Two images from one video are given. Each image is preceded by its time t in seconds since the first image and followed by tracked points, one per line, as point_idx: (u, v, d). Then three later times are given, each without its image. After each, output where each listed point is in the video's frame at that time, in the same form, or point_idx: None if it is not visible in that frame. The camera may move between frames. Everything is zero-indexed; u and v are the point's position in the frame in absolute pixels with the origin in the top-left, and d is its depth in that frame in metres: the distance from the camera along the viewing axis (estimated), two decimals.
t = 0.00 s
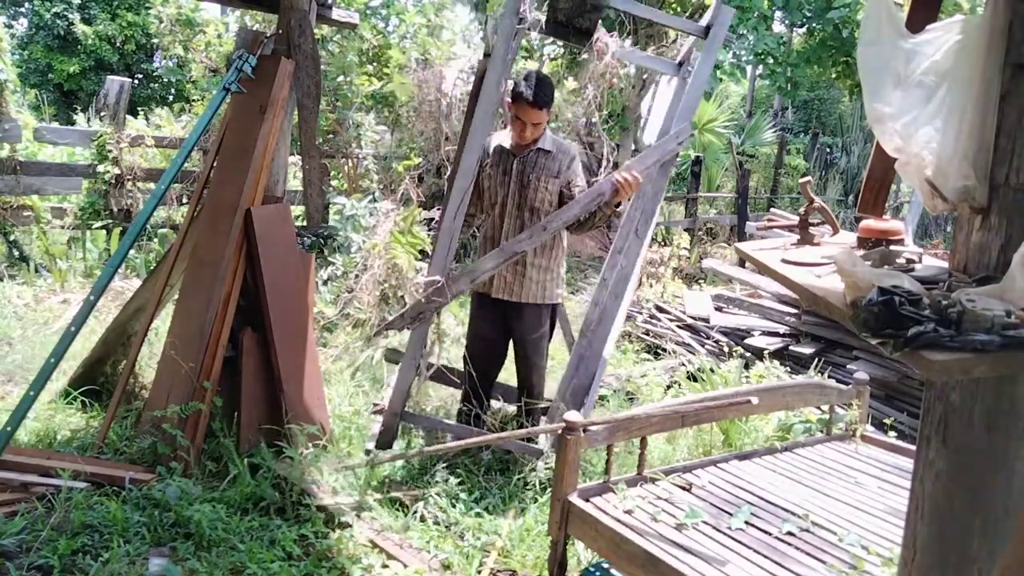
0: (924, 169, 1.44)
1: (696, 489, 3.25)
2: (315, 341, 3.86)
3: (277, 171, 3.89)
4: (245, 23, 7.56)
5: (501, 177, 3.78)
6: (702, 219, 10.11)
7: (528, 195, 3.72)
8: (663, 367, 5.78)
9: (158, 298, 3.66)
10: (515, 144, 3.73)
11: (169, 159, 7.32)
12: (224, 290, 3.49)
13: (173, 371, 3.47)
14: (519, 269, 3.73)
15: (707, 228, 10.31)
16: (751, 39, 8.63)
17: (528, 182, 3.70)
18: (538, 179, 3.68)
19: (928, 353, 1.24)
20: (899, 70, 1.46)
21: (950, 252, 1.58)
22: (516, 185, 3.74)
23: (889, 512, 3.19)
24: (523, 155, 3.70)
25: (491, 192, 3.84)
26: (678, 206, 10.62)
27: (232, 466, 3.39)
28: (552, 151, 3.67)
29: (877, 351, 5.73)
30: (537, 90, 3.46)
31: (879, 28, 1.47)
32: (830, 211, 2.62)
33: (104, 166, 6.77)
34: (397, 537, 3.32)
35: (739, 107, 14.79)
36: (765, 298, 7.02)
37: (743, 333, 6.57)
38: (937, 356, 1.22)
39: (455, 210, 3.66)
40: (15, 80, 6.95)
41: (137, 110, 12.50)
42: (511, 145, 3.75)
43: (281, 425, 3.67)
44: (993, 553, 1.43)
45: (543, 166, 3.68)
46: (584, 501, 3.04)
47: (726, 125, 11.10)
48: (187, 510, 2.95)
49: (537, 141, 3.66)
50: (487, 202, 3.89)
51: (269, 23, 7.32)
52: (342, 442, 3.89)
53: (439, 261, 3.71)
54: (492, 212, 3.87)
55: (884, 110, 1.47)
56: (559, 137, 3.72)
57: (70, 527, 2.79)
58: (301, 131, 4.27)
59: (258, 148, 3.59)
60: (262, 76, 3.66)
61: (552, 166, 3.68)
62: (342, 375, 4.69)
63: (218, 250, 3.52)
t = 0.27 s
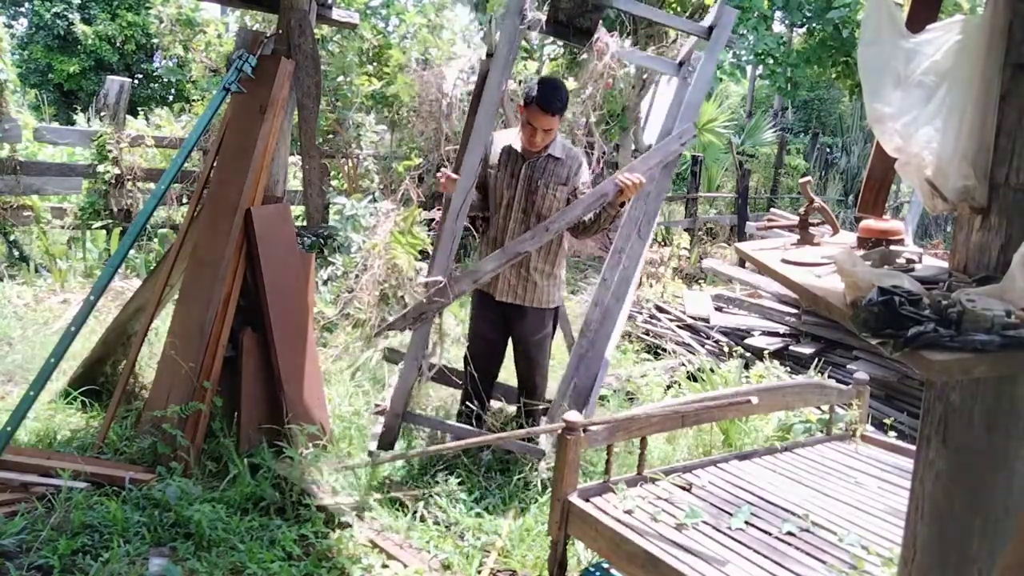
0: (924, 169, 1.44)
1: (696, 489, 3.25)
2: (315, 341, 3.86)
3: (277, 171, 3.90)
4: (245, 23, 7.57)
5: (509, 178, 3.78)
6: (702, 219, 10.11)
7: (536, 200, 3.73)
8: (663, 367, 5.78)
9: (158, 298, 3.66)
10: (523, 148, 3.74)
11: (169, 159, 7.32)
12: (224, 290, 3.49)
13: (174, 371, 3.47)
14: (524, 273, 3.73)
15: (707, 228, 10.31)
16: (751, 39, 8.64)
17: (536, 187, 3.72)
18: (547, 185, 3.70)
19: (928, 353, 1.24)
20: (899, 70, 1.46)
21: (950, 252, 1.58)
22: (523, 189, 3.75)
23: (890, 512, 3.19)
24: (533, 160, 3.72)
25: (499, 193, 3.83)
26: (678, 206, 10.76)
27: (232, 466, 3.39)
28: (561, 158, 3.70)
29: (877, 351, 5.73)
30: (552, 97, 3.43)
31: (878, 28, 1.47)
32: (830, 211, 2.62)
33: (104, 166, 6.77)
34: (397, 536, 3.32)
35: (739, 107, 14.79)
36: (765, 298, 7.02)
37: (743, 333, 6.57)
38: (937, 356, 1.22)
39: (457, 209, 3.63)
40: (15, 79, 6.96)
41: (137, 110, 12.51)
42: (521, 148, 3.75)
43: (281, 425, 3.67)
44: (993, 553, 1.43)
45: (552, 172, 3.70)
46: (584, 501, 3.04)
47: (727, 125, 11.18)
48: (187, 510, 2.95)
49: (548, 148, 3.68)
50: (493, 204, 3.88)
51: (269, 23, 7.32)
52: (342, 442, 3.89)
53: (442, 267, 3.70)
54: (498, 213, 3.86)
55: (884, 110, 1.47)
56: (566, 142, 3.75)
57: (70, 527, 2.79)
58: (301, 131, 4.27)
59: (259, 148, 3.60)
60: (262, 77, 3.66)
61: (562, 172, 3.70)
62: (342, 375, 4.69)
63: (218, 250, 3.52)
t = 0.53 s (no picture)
0: (924, 169, 1.44)
1: (696, 489, 3.25)
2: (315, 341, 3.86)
3: (277, 171, 3.90)
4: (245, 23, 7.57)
5: (533, 180, 3.72)
6: (702, 219, 10.12)
7: (561, 200, 3.74)
8: (663, 367, 5.78)
9: (157, 298, 3.66)
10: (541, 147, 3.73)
11: (169, 159, 7.32)
12: (224, 290, 3.49)
13: (174, 371, 3.47)
14: (553, 274, 3.76)
15: (707, 228, 10.31)
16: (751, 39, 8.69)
17: (561, 187, 3.72)
18: (572, 186, 3.72)
19: (928, 353, 1.24)
20: (899, 70, 1.45)
21: (950, 252, 1.58)
22: (548, 191, 3.72)
23: (889, 512, 3.19)
24: (556, 162, 3.71)
25: (520, 196, 3.77)
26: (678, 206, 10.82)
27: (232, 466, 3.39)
28: (581, 158, 3.74)
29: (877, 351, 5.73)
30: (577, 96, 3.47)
31: (879, 27, 1.47)
32: (830, 211, 2.62)
33: (104, 166, 6.77)
34: (397, 536, 3.32)
35: (739, 107, 14.79)
36: (765, 298, 7.02)
37: (743, 333, 6.57)
38: (937, 356, 1.22)
39: (463, 209, 3.62)
40: (15, 79, 6.96)
41: (137, 110, 12.51)
42: (539, 147, 3.72)
43: (281, 425, 3.66)
44: (993, 553, 1.43)
45: (575, 172, 3.73)
46: (584, 501, 3.04)
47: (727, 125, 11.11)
48: (187, 510, 2.95)
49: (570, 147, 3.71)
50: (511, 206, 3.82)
51: (269, 23, 7.32)
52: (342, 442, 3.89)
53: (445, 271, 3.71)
54: (517, 214, 3.81)
55: (884, 110, 1.46)
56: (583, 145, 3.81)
57: (69, 527, 2.80)
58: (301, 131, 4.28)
59: (259, 148, 3.59)
60: (262, 77, 3.66)
61: (583, 172, 3.74)
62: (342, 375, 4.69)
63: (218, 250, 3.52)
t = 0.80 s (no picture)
0: (924, 169, 1.45)
1: (696, 489, 3.24)
2: (315, 340, 3.86)
3: (277, 171, 3.90)
4: (245, 23, 7.56)
5: (540, 176, 3.71)
6: (701, 219, 10.11)
7: (567, 195, 3.76)
8: (663, 367, 5.78)
9: (157, 298, 3.66)
10: (545, 142, 3.73)
11: (169, 158, 7.32)
12: (224, 289, 3.49)
13: (174, 371, 3.47)
14: (562, 270, 3.77)
15: (707, 228, 10.31)
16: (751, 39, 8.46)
17: (567, 182, 3.74)
18: (577, 180, 3.75)
19: (928, 353, 1.24)
20: (899, 70, 1.47)
21: (950, 252, 1.58)
22: (555, 186, 3.72)
23: (889, 512, 3.19)
24: (561, 157, 3.73)
25: (526, 193, 3.76)
26: (678, 205, 10.83)
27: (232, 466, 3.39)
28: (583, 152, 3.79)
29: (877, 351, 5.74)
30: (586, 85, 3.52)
31: (879, 28, 1.49)
32: (830, 211, 2.62)
33: (104, 166, 6.76)
34: (397, 536, 3.31)
35: (738, 107, 14.78)
36: (765, 298, 7.03)
37: (743, 333, 6.57)
38: (937, 356, 1.22)
39: (461, 210, 3.60)
40: (15, 79, 6.97)
41: (137, 110, 12.50)
42: (543, 145, 3.72)
43: (281, 425, 3.66)
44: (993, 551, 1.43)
45: (579, 168, 3.77)
46: (584, 501, 3.04)
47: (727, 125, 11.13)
48: (187, 510, 2.95)
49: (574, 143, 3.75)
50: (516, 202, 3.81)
51: (269, 22, 7.33)
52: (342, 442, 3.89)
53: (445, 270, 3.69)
54: (522, 212, 3.81)
55: (884, 110, 1.48)
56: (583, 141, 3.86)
57: (70, 527, 2.80)
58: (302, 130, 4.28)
59: (259, 147, 3.59)
60: (262, 77, 3.67)
61: (587, 167, 3.79)
62: (342, 375, 4.69)
63: (218, 250, 3.52)
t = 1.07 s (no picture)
0: (923, 169, 1.44)
1: (696, 489, 3.24)
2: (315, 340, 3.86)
3: (277, 171, 3.89)
4: (245, 23, 7.56)
5: (549, 176, 3.73)
6: (701, 219, 10.11)
7: (574, 197, 3.79)
8: (663, 367, 5.78)
9: (157, 298, 3.66)
10: (554, 142, 3.74)
11: (169, 158, 7.32)
12: (224, 290, 3.49)
13: (174, 371, 3.47)
14: (568, 270, 3.77)
15: (707, 228, 10.31)
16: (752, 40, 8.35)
17: (576, 184, 3.77)
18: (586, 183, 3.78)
19: (928, 353, 1.24)
20: (898, 70, 1.47)
21: (950, 252, 1.58)
22: (564, 186, 3.75)
23: (889, 512, 3.19)
24: (570, 158, 3.75)
25: (533, 191, 3.76)
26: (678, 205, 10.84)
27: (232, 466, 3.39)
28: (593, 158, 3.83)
29: (877, 350, 5.73)
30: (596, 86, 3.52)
31: (878, 28, 1.48)
32: (830, 211, 2.62)
33: (104, 165, 6.76)
34: (397, 536, 3.31)
35: (738, 107, 14.77)
36: (765, 298, 7.03)
37: (743, 333, 6.57)
38: (937, 356, 1.22)
39: (464, 211, 3.61)
40: (15, 79, 6.97)
41: (137, 110, 12.49)
42: (553, 145, 3.74)
43: (281, 425, 3.66)
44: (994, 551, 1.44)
45: (587, 170, 3.80)
46: (584, 501, 3.04)
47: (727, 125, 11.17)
48: (187, 510, 2.95)
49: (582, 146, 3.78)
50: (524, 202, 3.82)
51: (269, 22, 7.33)
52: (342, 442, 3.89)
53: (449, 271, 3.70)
54: (528, 210, 3.81)
55: (884, 111, 1.48)
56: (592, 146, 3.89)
57: (69, 527, 2.80)
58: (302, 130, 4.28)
59: (259, 147, 3.59)
60: (262, 77, 3.67)
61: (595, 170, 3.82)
62: (342, 375, 4.69)
63: (218, 250, 3.52)
